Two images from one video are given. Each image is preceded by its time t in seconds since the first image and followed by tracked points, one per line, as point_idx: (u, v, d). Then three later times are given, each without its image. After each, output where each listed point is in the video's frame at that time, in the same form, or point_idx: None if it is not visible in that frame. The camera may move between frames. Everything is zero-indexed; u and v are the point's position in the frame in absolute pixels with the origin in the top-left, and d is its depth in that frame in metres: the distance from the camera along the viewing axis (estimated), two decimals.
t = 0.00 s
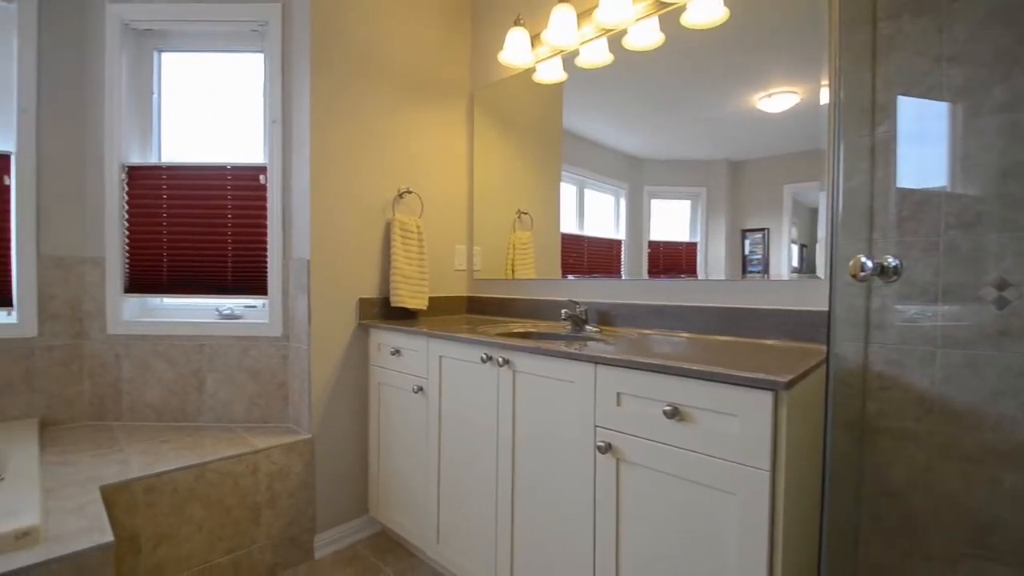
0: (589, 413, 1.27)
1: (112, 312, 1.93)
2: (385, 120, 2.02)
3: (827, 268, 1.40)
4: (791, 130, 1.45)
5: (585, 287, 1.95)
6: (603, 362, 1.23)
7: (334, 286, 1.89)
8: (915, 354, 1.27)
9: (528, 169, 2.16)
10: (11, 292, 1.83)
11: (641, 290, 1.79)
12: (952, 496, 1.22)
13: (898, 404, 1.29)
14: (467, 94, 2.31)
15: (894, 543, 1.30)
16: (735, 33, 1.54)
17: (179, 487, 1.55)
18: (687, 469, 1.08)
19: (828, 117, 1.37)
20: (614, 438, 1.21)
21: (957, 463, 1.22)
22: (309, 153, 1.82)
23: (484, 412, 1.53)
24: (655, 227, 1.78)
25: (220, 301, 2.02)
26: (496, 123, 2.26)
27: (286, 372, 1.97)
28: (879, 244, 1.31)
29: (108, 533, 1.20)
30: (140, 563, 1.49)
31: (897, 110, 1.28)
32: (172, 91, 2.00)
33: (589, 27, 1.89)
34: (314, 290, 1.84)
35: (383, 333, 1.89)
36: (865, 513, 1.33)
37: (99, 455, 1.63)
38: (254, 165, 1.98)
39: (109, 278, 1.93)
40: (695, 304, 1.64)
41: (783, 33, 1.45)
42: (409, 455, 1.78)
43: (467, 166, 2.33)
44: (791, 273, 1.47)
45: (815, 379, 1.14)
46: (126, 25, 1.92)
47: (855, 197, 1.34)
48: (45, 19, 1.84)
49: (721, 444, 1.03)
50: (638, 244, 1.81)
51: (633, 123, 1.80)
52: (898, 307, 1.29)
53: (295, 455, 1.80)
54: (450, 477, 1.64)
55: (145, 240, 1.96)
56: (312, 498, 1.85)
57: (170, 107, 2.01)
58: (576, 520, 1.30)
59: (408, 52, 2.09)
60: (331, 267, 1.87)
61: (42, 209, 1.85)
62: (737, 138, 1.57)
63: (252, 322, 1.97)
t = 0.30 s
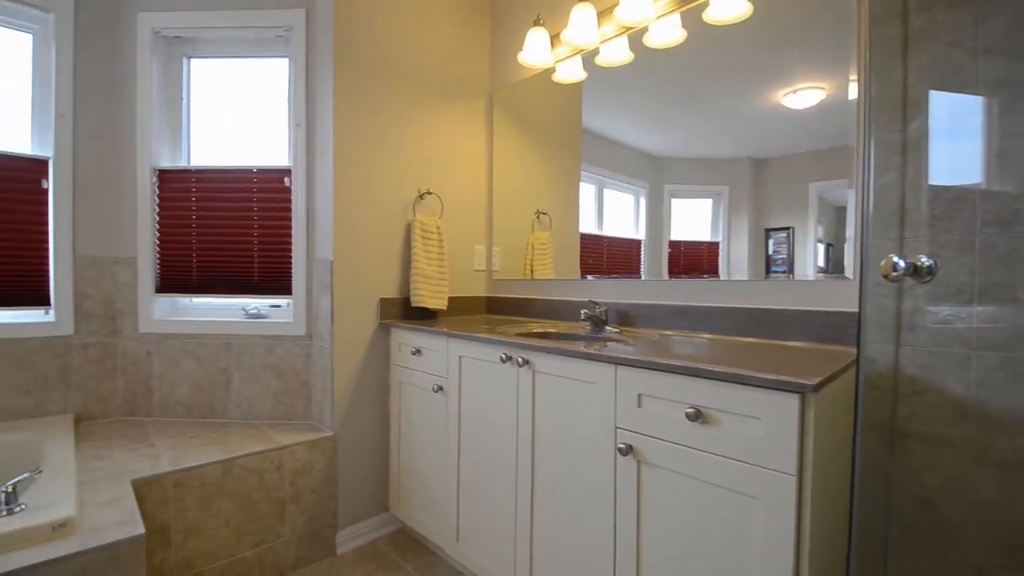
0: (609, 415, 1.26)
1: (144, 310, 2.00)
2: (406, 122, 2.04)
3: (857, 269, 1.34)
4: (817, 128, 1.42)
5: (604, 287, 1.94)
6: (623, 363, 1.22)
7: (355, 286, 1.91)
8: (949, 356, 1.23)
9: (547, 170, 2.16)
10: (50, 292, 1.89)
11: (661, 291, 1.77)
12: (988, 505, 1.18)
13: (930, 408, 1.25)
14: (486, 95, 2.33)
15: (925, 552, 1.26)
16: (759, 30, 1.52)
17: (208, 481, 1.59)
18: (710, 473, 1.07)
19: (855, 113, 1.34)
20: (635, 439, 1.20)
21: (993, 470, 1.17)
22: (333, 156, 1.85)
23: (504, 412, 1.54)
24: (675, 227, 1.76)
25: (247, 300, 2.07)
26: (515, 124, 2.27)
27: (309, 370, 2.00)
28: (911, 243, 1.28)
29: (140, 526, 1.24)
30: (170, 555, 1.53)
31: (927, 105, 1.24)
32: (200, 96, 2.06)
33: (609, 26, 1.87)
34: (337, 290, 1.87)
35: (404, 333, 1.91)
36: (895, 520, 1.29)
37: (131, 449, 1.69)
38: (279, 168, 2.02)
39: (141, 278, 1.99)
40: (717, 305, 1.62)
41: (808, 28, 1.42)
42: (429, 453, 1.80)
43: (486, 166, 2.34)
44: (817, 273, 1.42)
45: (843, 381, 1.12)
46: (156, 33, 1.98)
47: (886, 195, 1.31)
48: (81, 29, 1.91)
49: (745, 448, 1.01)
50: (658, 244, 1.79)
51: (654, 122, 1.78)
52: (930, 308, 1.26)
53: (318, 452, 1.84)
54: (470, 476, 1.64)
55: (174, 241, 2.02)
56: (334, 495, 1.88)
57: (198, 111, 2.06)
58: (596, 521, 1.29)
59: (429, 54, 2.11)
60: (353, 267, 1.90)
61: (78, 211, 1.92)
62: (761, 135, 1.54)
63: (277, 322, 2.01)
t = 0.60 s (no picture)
0: (639, 417, 1.24)
1: (186, 309, 2.08)
2: (435, 124, 2.06)
3: (900, 268, 1.29)
4: (857, 122, 1.37)
5: (632, 287, 1.92)
6: (653, 365, 1.20)
7: (385, 286, 1.95)
8: (1000, 361, 1.16)
9: (574, 170, 2.15)
10: (98, 291, 1.99)
11: (691, 291, 1.73)
12: None
13: (979, 415, 1.19)
14: (513, 96, 2.33)
15: (975, 566, 1.19)
16: (795, 22, 1.48)
17: (245, 475, 1.65)
18: (745, 478, 1.04)
19: (898, 107, 1.29)
20: (665, 443, 1.18)
21: None
22: (364, 159, 1.88)
23: (531, 412, 1.54)
24: (705, 226, 1.72)
25: (282, 300, 2.14)
26: (542, 124, 2.27)
27: (341, 368, 2.05)
28: (958, 242, 1.22)
29: (182, 516, 1.29)
30: (211, 545, 1.59)
31: (974, 97, 1.19)
32: (237, 103, 2.13)
33: (639, 23, 1.86)
34: (368, 290, 1.90)
35: (433, 333, 1.94)
36: (941, 532, 1.23)
37: (174, 443, 1.76)
38: (312, 171, 2.07)
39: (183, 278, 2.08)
40: (750, 305, 1.57)
41: (847, 19, 1.37)
42: (457, 452, 1.81)
43: (512, 167, 2.35)
44: (855, 274, 1.37)
45: (886, 386, 1.07)
46: (197, 43, 2.06)
47: (933, 192, 1.25)
48: (128, 41, 2.00)
49: (782, 453, 0.98)
50: (688, 243, 1.76)
51: (684, 119, 1.75)
52: (978, 310, 1.20)
53: (349, 449, 1.88)
54: (497, 476, 1.65)
55: (214, 243, 2.10)
56: (364, 491, 1.91)
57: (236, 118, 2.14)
58: (625, 525, 1.28)
59: (457, 56, 2.13)
60: (383, 267, 1.94)
61: (126, 215, 2.01)
62: (796, 131, 1.49)
63: (309, 320, 2.07)
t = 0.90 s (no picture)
0: (667, 419, 1.22)
1: (222, 309, 2.16)
2: (461, 126, 2.08)
3: (944, 266, 1.23)
4: (897, 117, 1.32)
5: (659, 288, 1.89)
6: (683, 367, 1.18)
7: (412, 286, 1.98)
8: None
9: (600, 170, 2.14)
10: (140, 290, 2.08)
11: (720, 291, 1.70)
12: None
13: None
14: (539, 96, 2.33)
15: None
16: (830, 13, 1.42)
17: (278, 469, 1.70)
18: (778, 484, 1.01)
19: (942, 100, 1.23)
20: (695, 446, 1.16)
21: None
22: (392, 161, 1.92)
23: (557, 413, 1.53)
24: (735, 225, 1.69)
25: (314, 300, 2.20)
26: (568, 124, 2.27)
27: (369, 366, 2.09)
28: (1008, 241, 1.13)
29: (218, 508, 1.34)
30: (245, 536, 1.64)
31: None
32: (271, 108, 2.20)
33: (667, 19, 1.83)
34: (395, 290, 1.93)
35: (459, 333, 1.96)
36: (987, 546, 1.16)
37: (211, 437, 1.82)
38: (341, 173, 2.12)
39: (220, 279, 2.16)
40: (782, 306, 1.53)
41: (886, 10, 1.31)
42: (483, 451, 1.83)
43: (538, 167, 2.35)
44: (895, 274, 1.33)
45: (930, 391, 1.03)
46: (233, 51, 2.13)
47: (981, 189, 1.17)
48: (169, 51, 2.08)
49: (818, 460, 0.95)
50: (717, 243, 1.73)
51: (713, 116, 1.72)
52: None
53: (377, 446, 1.91)
54: (523, 476, 1.65)
55: (248, 245, 2.16)
56: (392, 488, 1.95)
57: (270, 122, 2.21)
58: (653, 529, 1.26)
59: (484, 57, 2.14)
60: (410, 268, 1.96)
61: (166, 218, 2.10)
62: (832, 126, 1.45)
63: (339, 319, 2.12)
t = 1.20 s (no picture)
0: (697, 422, 1.20)
1: (257, 309, 2.23)
2: (488, 127, 2.09)
3: (992, 266, 1.17)
4: (941, 109, 1.26)
5: (687, 288, 1.86)
6: (714, 369, 1.16)
7: (439, 287, 2.00)
8: None
9: (627, 169, 2.12)
10: (180, 290, 2.17)
11: (752, 292, 1.66)
12: None
13: None
14: (565, 96, 2.32)
15: None
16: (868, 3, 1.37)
17: (309, 465, 1.74)
18: (815, 491, 0.98)
19: (991, 91, 1.17)
20: (726, 450, 1.13)
21: None
22: (420, 163, 1.94)
23: (584, 414, 1.52)
24: (768, 224, 1.65)
25: (344, 300, 2.26)
26: (594, 123, 2.25)
27: (397, 365, 2.12)
28: None
29: (254, 501, 1.39)
30: (279, 529, 1.69)
31: None
32: (304, 113, 2.26)
33: (697, 14, 1.79)
34: (422, 290, 1.96)
35: (486, 332, 1.97)
36: None
37: (246, 433, 1.88)
38: (371, 175, 2.15)
39: (255, 280, 2.23)
40: (817, 308, 1.48)
41: None
42: (509, 451, 1.83)
43: (564, 167, 2.34)
44: (936, 274, 1.27)
45: (978, 396, 0.98)
46: (267, 58, 2.19)
47: None
48: (207, 60, 2.17)
49: (857, 467, 0.92)
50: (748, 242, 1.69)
51: (744, 112, 1.68)
52: None
53: (405, 443, 1.94)
54: (549, 476, 1.65)
55: (282, 246, 2.23)
56: (418, 486, 1.97)
57: (303, 127, 2.27)
58: (683, 534, 1.24)
59: (510, 58, 2.14)
60: (437, 268, 1.98)
61: (205, 221, 2.18)
62: (870, 120, 1.39)
63: (369, 319, 2.16)
